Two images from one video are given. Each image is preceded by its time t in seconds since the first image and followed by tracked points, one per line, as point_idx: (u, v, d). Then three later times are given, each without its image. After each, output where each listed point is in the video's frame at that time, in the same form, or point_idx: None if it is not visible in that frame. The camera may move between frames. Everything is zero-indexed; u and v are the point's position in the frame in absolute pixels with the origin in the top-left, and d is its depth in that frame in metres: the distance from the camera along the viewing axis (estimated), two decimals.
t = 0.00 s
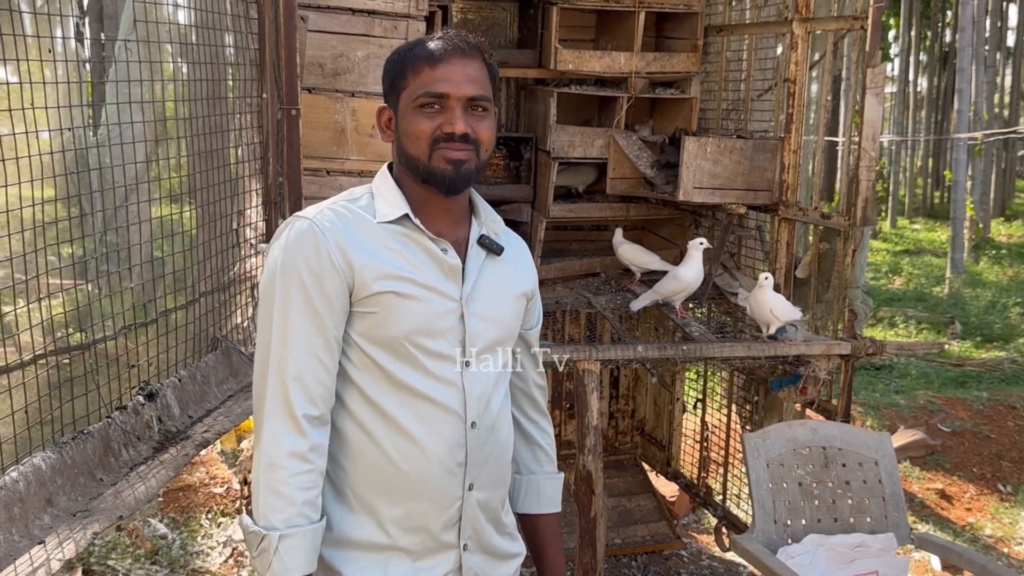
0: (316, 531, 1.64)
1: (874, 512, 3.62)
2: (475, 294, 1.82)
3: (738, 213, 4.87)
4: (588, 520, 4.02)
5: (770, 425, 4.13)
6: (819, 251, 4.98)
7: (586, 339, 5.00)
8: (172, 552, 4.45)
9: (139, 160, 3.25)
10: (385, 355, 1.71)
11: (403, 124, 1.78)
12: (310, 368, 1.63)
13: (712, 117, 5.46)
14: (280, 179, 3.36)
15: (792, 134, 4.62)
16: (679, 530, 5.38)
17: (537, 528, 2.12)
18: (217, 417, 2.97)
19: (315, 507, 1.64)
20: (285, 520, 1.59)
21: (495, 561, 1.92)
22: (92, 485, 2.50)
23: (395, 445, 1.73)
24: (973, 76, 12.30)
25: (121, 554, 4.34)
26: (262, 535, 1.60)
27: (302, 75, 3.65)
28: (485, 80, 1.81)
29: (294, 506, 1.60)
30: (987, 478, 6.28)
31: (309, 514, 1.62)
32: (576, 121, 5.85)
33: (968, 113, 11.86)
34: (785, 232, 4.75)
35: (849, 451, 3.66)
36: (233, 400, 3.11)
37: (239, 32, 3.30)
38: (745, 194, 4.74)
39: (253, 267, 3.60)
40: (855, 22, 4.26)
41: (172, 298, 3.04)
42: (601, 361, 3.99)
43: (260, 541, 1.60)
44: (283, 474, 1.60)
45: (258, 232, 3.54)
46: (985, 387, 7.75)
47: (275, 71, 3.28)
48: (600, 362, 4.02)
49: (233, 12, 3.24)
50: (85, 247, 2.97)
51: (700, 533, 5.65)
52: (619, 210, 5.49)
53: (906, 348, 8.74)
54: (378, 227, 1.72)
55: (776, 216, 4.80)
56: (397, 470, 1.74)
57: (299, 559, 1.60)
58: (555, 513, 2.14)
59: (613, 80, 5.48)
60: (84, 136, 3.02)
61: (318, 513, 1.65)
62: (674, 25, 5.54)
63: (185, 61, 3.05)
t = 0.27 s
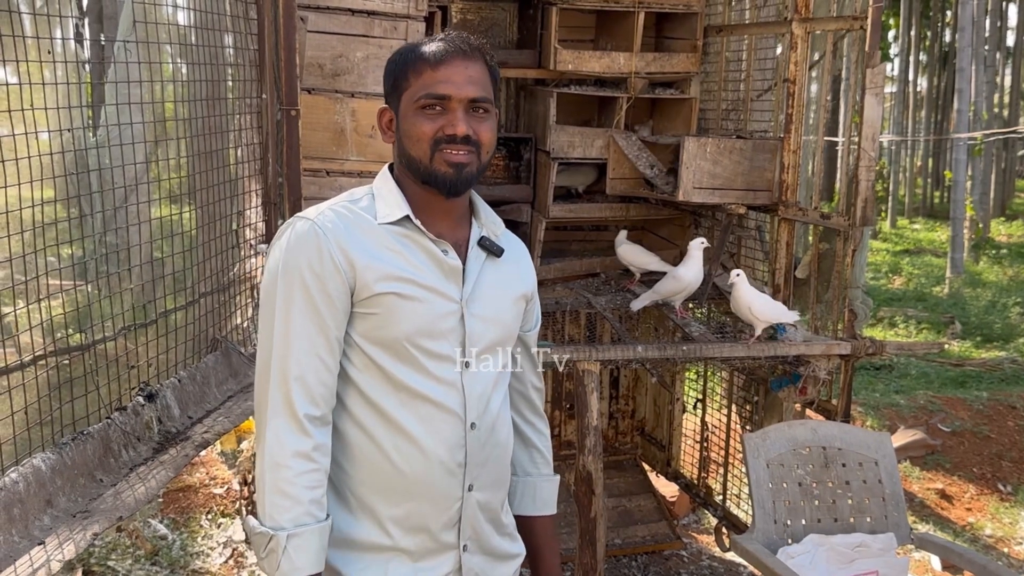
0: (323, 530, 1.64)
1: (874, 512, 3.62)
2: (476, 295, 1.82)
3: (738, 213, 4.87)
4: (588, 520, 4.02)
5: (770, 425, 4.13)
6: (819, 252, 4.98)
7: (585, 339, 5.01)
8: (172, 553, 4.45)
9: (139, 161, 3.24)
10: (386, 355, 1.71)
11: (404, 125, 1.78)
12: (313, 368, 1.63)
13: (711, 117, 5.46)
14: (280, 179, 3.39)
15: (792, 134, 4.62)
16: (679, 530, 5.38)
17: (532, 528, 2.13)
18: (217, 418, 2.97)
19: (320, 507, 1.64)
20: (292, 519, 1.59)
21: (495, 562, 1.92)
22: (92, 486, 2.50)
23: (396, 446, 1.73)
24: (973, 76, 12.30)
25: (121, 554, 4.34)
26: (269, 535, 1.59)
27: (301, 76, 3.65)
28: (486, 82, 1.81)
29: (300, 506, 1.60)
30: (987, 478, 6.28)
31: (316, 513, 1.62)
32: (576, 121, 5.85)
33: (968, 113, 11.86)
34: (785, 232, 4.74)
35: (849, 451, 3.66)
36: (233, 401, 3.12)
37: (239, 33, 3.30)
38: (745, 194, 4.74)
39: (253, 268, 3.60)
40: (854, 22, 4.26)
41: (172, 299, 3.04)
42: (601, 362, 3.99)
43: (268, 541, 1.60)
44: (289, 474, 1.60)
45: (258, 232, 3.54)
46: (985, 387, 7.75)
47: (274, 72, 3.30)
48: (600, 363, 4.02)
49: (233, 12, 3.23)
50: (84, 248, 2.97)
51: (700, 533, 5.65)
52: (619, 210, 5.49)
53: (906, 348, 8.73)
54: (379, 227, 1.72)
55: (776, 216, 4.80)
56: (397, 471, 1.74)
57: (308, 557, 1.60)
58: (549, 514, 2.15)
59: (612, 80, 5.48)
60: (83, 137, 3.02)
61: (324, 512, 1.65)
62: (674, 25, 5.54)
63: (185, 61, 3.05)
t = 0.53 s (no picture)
0: (321, 532, 1.64)
1: (873, 512, 3.62)
2: (475, 296, 1.82)
3: (737, 214, 4.88)
4: (587, 521, 4.02)
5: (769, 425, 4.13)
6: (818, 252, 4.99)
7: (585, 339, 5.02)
8: (171, 554, 4.45)
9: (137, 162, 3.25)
10: (385, 356, 1.71)
11: (404, 126, 1.78)
12: (312, 369, 1.63)
13: (711, 117, 5.47)
14: (280, 181, 3.45)
15: (791, 134, 4.61)
16: (678, 530, 5.38)
17: (528, 530, 2.13)
18: (216, 419, 2.98)
19: (319, 508, 1.64)
20: (290, 521, 1.59)
21: (495, 563, 1.92)
22: (91, 488, 2.50)
23: (395, 446, 1.73)
24: (972, 76, 12.30)
25: (120, 555, 4.34)
26: (268, 537, 1.59)
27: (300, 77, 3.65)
28: (485, 83, 1.82)
29: (299, 507, 1.60)
30: (986, 478, 6.28)
31: (314, 515, 1.63)
32: (575, 122, 5.85)
33: (968, 113, 11.87)
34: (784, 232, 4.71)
35: (848, 451, 3.66)
36: (232, 402, 3.13)
37: (238, 34, 3.31)
38: (744, 195, 4.74)
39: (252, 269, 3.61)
40: (854, 22, 4.26)
41: (171, 300, 3.04)
42: (601, 362, 3.99)
43: (266, 543, 1.60)
44: (288, 476, 1.60)
45: (257, 234, 3.55)
46: (984, 387, 7.75)
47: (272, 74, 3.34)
48: (599, 363, 4.02)
49: (232, 14, 3.25)
50: (82, 249, 2.97)
51: (699, 534, 5.65)
52: (618, 210, 5.49)
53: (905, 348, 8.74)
54: (378, 229, 1.72)
55: (775, 216, 4.78)
56: (397, 472, 1.74)
57: (305, 559, 1.60)
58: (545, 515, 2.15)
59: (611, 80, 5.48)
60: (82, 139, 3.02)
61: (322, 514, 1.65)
62: (673, 25, 5.54)
63: (184, 62, 3.05)
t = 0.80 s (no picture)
0: (317, 532, 1.63)
1: (872, 512, 3.61)
2: (472, 296, 1.82)
3: (735, 214, 4.87)
4: (586, 521, 4.02)
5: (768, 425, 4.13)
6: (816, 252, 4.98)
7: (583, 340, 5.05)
8: (170, 555, 4.44)
9: (135, 163, 3.25)
10: (383, 356, 1.71)
11: (405, 124, 1.77)
12: (309, 369, 1.63)
13: (709, 117, 5.48)
14: (277, 181, 3.44)
15: (789, 134, 4.55)
16: (677, 531, 5.38)
17: (528, 531, 2.12)
18: (213, 420, 2.98)
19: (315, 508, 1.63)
20: (286, 521, 1.59)
21: (492, 563, 1.91)
22: (88, 489, 2.50)
23: (392, 446, 1.73)
24: (970, 76, 12.29)
25: (119, 557, 4.34)
26: (263, 537, 1.59)
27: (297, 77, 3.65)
28: (485, 81, 1.82)
29: (295, 508, 1.60)
30: (985, 477, 6.28)
31: (310, 515, 1.62)
32: (574, 122, 5.85)
33: (966, 112, 11.88)
34: (782, 232, 4.70)
35: (847, 451, 3.66)
36: (230, 403, 3.12)
37: (237, 35, 3.32)
38: (742, 195, 4.73)
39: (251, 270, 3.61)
40: (851, 22, 4.26)
41: (168, 300, 3.05)
42: (599, 362, 3.98)
43: (261, 544, 1.59)
44: (283, 476, 1.60)
45: (255, 234, 3.55)
46: (983, 386, 7.75)
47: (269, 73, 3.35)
48: (598, 363, 4.02)
49: (230, 14, 3.25)
50: (80, 250, 2.98)
51: (699, 534, 5.65)
52: (616, 210, 5.48)
53: (904, 348, 8.74)
54: (375, 229, 1.72)
55: (774, 216, 4.76)
56: (394, 472, 1.73)
57: (300, 560, 1.60)
58: (546, 516, 2.14)
59: (609, 81, 5.48)
60: (78, 140, 3.02)
61: (318, 514, 1.64)
62: (671, 25, 5.54)
63: (183, 62, 3.05)
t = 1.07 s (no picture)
0: (314, 533, 1.63)
1: (870, 512, 3.62)
2: (468, 296, 1.82)
3: (733, 213, 4.87)
4: (584, 521, 4.01)
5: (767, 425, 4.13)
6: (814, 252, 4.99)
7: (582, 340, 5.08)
8: (168, 556, 4.44)
9: (132, 164, 3.25)
10: (377, 357, 1.71)
11: (411, 123, 1.76)
12: (304, 370, 1.63)
13: (707, 117, 5.48)
14: (274, 181, 3.36)
15: (786, 134, 4.58)
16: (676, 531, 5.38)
17: (526, 532, 2.12)
18: (210, 421, 2.98)
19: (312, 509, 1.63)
20: (283, 522, 1.58)
21: (489, 563, 1.91)
22: (84, 490, 2.50)
23: (388, 447, 1.73)
24: (967, 76, 12.30)
25: (117, 558, 4.34)
26: (259, 539, 1.59)
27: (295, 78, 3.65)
28: (486, 81, 1.84)
29: (291, 509, 1.59)
30: (983, 477, 6.28)
31: (307, 516, 1.62)
32: (571, 122, 5.85)
33: (964, 112, 11.88)
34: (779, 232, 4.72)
35: (845, 451, 3.66)
36: (226, 404, 3.12)
37: (233, 35, 3.31)
38: (740, 195, 4.73)
39: (247, 271, 3.60)
40: (848, 22, 4.26)
41: (165, 301, 3.04)
42: (597, 362, 3.98)
43: (258, 544, 1.59)
44: (279, 477, 1.60)
45: (252, 235, 3.55)
46: (982, 386, 7.75)
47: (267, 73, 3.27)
48: (596, 363, 4.01)
49: (226, 15, 3.25)
50: (77, 250, 2.99)
51: (697, 534, 5.65)
52: (614, 210, 5.48)
53: (902, 347, 8.74)
54: (371, 230, 1.72)
55: (771, 216, 4.77)
56: (390, 472, 1.73)
57: (297, 561, 1.59)
58: (545, 517, 2.14)
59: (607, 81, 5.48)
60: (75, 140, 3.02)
61: (315, 515, 1.64)
62: (668, 25, 5.54)
63: (180, 63, 3.05)
